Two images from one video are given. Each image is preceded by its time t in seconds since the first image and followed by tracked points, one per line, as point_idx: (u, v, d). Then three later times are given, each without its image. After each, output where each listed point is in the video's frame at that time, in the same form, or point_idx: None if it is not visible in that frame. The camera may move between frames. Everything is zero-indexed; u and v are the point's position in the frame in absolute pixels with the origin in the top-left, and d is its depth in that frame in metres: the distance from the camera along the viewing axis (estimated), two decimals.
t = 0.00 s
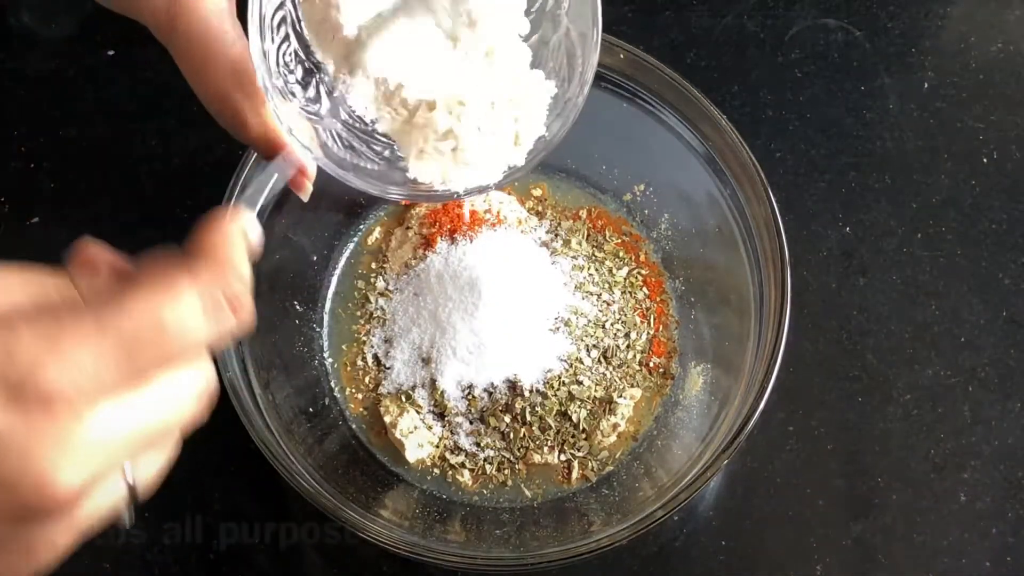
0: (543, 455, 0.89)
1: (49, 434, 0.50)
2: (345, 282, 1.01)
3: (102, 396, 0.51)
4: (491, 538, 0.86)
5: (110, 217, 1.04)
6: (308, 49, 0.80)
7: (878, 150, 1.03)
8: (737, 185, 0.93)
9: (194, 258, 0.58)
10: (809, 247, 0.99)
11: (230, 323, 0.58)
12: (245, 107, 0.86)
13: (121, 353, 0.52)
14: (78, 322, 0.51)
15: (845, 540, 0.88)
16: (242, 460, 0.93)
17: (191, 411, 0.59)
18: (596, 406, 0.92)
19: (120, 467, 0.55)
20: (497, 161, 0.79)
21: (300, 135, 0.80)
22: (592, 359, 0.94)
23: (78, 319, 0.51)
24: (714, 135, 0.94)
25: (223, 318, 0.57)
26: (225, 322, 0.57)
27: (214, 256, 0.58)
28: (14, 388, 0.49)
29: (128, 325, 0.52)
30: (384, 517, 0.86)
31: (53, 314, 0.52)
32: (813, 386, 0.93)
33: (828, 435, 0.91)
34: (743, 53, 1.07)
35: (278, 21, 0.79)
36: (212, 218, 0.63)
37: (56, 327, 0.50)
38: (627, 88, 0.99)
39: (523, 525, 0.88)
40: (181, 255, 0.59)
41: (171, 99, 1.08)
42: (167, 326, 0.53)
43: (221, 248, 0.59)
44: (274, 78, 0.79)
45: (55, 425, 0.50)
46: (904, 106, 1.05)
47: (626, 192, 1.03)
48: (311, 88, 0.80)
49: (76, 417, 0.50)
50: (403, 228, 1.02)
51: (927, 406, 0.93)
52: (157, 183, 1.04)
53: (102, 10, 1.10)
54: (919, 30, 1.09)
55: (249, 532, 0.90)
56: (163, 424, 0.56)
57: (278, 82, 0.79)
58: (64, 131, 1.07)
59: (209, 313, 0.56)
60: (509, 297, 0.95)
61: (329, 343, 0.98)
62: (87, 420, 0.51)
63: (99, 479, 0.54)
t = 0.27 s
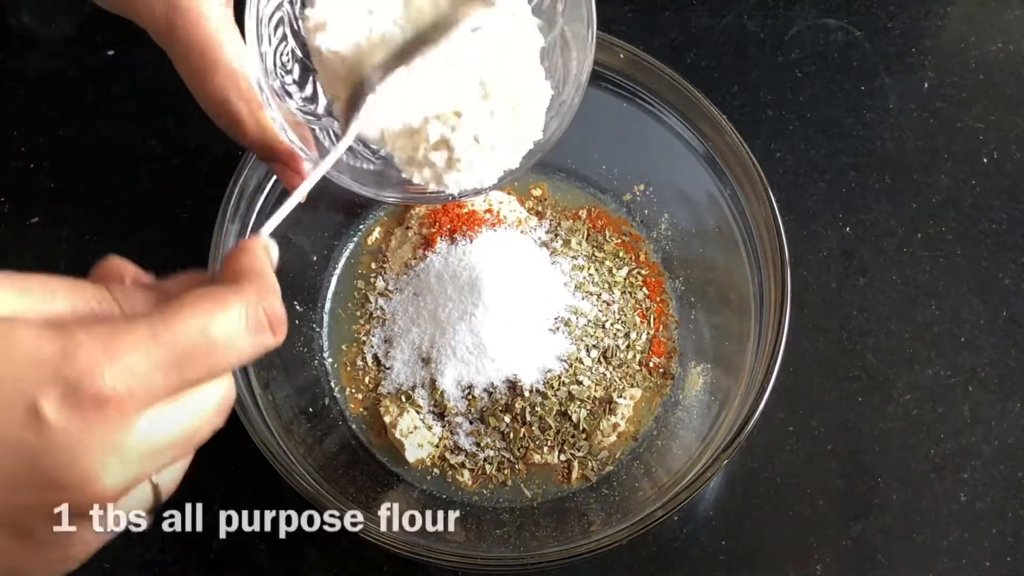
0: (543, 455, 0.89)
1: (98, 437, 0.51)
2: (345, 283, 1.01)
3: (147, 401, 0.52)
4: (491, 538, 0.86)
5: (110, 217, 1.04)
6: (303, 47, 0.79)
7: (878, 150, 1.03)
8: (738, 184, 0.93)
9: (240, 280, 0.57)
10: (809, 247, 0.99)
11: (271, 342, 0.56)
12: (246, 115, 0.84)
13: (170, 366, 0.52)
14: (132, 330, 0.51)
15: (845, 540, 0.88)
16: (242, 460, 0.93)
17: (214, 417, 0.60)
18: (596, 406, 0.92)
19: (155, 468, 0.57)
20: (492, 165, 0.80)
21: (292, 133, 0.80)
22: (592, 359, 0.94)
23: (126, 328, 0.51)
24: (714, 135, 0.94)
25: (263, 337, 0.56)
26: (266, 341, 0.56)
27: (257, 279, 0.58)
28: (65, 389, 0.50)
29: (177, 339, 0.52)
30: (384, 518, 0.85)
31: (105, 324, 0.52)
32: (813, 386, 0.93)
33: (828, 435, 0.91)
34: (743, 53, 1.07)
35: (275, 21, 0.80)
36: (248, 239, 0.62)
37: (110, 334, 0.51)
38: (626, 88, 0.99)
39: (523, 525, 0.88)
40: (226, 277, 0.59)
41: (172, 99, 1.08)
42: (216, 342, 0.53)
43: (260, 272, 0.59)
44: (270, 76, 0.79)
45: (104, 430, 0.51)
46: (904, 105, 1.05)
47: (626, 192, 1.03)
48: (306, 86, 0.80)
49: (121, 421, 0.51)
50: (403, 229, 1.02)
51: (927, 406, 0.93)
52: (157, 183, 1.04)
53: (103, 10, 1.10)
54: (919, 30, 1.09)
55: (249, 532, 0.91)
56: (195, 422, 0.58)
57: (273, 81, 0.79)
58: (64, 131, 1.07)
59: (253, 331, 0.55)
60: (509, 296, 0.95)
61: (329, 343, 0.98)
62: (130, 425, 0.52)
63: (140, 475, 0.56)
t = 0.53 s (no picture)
0: (543, 455, 0.89)
1: (74, 353, 0.51)
2: (345, 283, 1.01)
3: (119, 318, 0.51)
4: (490, 538, 0.86)
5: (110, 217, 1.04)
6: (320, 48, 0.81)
7: (878, 150, 1.03)
8: (738, 184, 0.93)
9: (216, 194, 0.57)
10: (809, 247, 0.99)
11: (246, 254, 0.55)
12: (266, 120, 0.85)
13: (138, 278, 0.51)
14: (99, 244, 0.51)
15: (845, 540, 0.88)
16: (242, 460, 0.93)
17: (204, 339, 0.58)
18: (596, 406, 0.92)
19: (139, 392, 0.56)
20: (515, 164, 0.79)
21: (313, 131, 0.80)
22: (592, 359, 0.94)
23: (96, 243, 0.51)
24: (714, 135, 0.94)
25: (239, 250, 0.55)
26: (241, 254, 0.55)
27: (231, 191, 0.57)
28: (34, 306, 0.50)
29: (148, 249, 0.51)
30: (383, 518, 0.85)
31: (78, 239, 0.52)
32: (813, 386, 0.93)
33: (828, 435, 0.91)
34: (744, 53, 1.07)
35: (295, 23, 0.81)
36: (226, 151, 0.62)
37: (82, 247, 0.50)
38: (626, 88, 0.99)
39: (523, 525, 0.88)
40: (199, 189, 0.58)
41: (172, 98, 1.07)
42: (184, 253, 0.52)
43: (236, 185, 0.59)
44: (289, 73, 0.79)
45: (79, 346, 0.51)
46: (904, 105, 1.05)
47: (626, 192, 1.03)
48: (323, 85, 0.80)
49: (95, 338, 0.51)
50: (403, 229, 1.02)
51: (927, 406, 0.93)
52: (157, 183, 1.04)
53: (103, 10, 1.10)
54: (919, 30, 1.09)
55: (249, 532, 0.91)
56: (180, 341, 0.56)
57: (292, 81, 0.79)
58: (64, 131, 1.07)
59: (227, 245, 0.54)
60: (509, 296, 0.94)
61: (329, 343, 0.98)
62: (105, 343, 0.51)
63: (122, 398, 0.54)
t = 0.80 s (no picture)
0: (543, 455, 0.89)
1: (117, 468, 0.53)
2: (345, 283, 1.01)
3: (163, 429, 0.53)
4: (490, 539, 0.86)
5: (110, 217, 1.04)
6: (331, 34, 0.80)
7: (878, 150, 1.03)
8: (737, 184, 0.93)
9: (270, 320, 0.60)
10: (809, 247, 0.99)
11: (292, 381, 0.58)
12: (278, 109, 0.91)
13: (189, 398, 0.53)
14: (152, 359, 0.53)
15: (845, 540, 0.88)
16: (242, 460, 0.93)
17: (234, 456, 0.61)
18: (596, 406, 0.92)
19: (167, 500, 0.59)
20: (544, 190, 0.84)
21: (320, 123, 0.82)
22: (592, 358, 0.94)
23: (151, 358, 0.53)
24: (714, 135, 0.94)
25: (287, 378, 0.58)
26: (288, 380, 0.58)
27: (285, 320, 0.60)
28: (84, 417, 0.51)
29: (200, 369, 0.53)
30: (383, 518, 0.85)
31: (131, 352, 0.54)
32: (813, 386, 0.93)
33: (828, 435, 0.91)
34: (744, 53, 1.07)
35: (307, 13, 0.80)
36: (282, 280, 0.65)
37: (135, 360, 0.53)
38: (626, 88, 0.99)
39: (523, 525, 0.88)
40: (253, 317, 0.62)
41: (172, 98, 1.07)
42: (237, 376, 0.55)
43: (293, 313, 0.62)
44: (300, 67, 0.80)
45: (124, 462, 0.53)
46: (904, 105, 1.05)
47: (626, 192, 1.02)
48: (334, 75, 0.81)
49: (140, 453, 0.53)
50: (403, 229, 1.02)
51: (927, 406, 0.93)
52: (157, 183, 1.04)
53: (103, 10, 1.10)
54: (919, 30, 1.09)
55: (249, 532, 0.90)
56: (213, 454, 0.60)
57: (304, 74, 0.80)
58: (64, 131, 1.07)
59: (276, 370, 0.57)
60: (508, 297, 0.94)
61: (329, 342, 0.98)
62: (148, 457, 0.53)
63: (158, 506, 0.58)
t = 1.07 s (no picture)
0: (543, 455, 0.89)
1: (75, 385, 0.51)
2: (345, 282, 1.01)
3: (117, 339, 0.52)
4: (491, 538, 0.86)
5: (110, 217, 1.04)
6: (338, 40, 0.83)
7: (878, 150, 1.03)
8: (736, 183, 0.93)
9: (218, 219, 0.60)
10: (809, 247, 0.99)
11: (246, 278, 0.58)
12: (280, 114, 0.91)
13: (142, 303, 0.52)
14: (101, 267, 0.52)
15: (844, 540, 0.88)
16: (241, 459, 0.93)
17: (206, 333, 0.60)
18: (596, 406, 0.92)
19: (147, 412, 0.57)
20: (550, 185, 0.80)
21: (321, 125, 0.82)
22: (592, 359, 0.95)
23: (98, 266, 0.52)
24: (714, 135, 0.94)
25: (242, 275, 0.58)
26: (243, 278, 0.58)
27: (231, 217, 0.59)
28: (36, 331, 0.50)
29: (151, 274, 0.52)
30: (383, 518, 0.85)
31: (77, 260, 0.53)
32: (813, 386, 0.93)
33: (828, 436, 0.91)
34: (744, 53, 1.07)
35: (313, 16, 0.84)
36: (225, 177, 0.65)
37: (83, 270, 0.51)
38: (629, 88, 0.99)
39: (523, 525, 0.88)
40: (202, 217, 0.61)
41: (172, 98, 1.07)
42: (188, 277, 0.54)
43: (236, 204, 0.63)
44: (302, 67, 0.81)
45: (79, 375, 0.51)
46: (904, 105, 1.05)
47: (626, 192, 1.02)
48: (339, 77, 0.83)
49: (95, 362, 0.52)
50: (403, 228, 1.02)
51: (927, 406, 0.93)
52: (157, 183, 1.05)
53: (102, 10, 1.10)
54: (919, 30, 1.08)
55: (249, 532, 0.91)
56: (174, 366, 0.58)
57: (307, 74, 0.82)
58: (64, 131, 1.07)
59: (229, 267, 0.57)
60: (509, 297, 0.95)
61: (328, 342, 0.98)
62: (105, 369, 0.52)
63: (114, 424, 0.55)
